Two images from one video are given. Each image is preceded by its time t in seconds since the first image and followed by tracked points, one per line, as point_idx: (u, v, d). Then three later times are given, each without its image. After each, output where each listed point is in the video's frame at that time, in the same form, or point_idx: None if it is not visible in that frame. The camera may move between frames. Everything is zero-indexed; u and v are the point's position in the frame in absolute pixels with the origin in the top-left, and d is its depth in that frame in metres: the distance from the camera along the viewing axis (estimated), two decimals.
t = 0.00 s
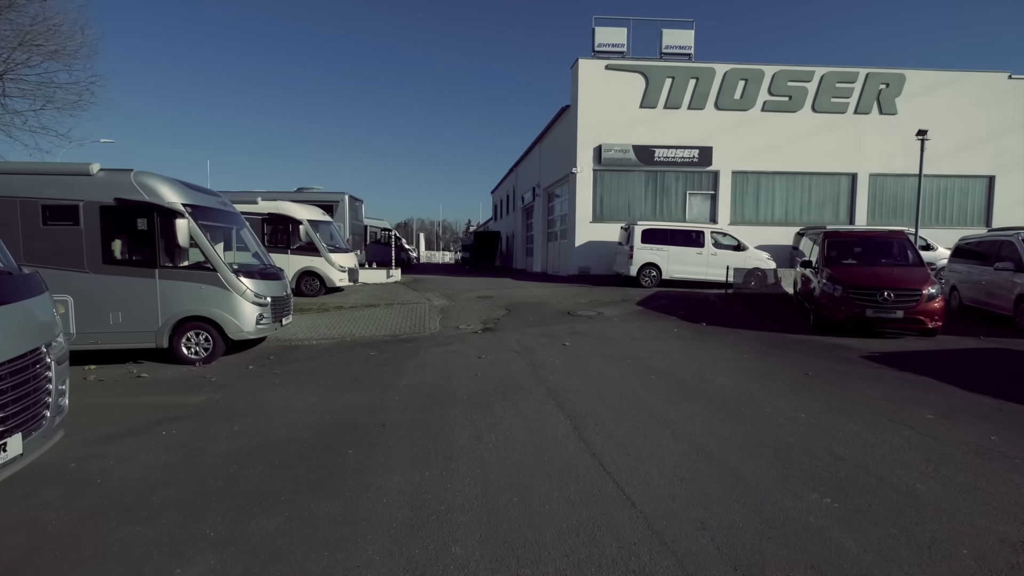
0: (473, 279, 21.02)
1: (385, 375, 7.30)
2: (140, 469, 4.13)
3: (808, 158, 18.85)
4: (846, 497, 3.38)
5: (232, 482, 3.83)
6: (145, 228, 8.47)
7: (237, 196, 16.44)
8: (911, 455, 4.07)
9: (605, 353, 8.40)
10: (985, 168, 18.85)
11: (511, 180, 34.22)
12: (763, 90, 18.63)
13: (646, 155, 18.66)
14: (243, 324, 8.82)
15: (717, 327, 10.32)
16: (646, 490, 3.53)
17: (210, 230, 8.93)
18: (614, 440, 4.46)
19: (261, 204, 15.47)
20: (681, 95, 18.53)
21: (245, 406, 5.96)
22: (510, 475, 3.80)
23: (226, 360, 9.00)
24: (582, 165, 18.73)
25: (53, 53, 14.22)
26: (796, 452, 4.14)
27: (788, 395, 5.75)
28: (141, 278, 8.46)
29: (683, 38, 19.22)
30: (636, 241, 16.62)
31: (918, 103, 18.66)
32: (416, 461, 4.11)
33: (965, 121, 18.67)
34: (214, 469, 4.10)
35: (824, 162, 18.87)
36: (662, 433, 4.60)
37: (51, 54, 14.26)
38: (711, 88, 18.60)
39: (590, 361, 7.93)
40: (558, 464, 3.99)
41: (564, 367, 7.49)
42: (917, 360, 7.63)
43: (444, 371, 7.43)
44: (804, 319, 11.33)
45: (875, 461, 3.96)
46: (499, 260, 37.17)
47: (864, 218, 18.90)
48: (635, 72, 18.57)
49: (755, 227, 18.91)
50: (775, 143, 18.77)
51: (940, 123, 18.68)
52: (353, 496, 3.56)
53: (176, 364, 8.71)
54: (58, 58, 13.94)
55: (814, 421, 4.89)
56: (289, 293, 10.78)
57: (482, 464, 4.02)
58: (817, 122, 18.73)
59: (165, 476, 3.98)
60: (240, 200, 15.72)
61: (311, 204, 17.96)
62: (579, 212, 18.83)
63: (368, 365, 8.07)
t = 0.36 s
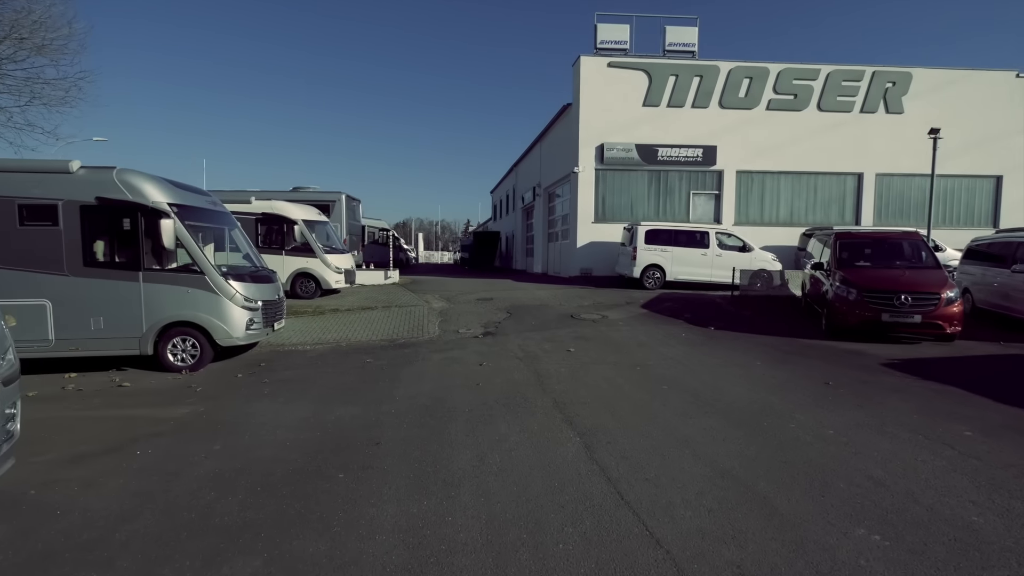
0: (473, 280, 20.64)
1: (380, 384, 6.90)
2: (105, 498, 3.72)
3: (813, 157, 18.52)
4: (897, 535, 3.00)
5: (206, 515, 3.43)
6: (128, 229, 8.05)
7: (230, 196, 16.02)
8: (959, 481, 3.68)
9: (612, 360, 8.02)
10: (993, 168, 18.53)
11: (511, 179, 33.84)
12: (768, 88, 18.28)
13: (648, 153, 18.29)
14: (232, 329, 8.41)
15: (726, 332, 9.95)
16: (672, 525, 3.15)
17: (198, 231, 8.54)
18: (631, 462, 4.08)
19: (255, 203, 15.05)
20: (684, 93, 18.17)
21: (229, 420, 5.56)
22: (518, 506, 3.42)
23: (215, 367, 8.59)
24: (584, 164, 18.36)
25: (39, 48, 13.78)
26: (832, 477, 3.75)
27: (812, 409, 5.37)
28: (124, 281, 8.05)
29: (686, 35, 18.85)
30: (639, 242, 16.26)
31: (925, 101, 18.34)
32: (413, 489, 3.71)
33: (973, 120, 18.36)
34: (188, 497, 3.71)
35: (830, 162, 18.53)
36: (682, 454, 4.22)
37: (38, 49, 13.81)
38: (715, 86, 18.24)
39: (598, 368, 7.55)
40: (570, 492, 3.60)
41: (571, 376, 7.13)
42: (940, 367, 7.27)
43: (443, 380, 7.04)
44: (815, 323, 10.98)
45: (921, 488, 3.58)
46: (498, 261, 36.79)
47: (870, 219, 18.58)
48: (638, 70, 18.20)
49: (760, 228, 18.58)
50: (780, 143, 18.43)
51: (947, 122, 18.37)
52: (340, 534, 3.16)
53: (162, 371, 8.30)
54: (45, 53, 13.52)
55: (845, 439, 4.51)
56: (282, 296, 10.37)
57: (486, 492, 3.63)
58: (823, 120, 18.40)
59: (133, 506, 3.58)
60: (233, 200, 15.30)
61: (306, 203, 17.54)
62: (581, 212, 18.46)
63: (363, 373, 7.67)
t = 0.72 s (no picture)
0: (473, 281, 20.29)
1: (378, 390, 6.53)
2: (70, 522, 3.34)
3: (820, 155, 18.19)
4: (964, 569, 2.64)
5: (181, 544, 3.05)
6: (112, 227, 7.67)
7: (224, 194, 15.63)
8: (1019, 502, 3.32)
9: (621, 363, 7.67)
10: (1003, 166, 18.22)
11: (511, 179, 33.46)
12: (773, 85, 17.95)
13: (652, 151, 17.94)
14: (223, 332, 8.02)
15: (737, 335, 9.61)
16: (706, 556, 2.79)
17: (187, 228, 8.16)
18: (652, 480, 3.72)
19: (250, 202, 14.67)
20: (689, 90, 17.82)
21: (215, 430, 5.17)
22: (532, 533, 3.05)
23: (205, 371, 8.20)
24: (587, 162, 18.01)
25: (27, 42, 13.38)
26: (877, 498, 3.39)
27: (841, 418, 5.01)
28: (108, 281, 7.66)
29: (691, 31, 18.50)
30: (644, 241, 15.92)
31: (934, 98, 18.03)
32: (414, 511, 3.35)
33: (982, 117, 18.06)
34: (163, 521, 3.33)
35: (836, 160, 18.21)
36: (708, 470, 3.86)
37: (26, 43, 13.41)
38: (720, 82, 17.90)
39: (607, 372, 7.19)
40: (588, 515, 3.24)
41: (579, 381, 6.77)
42: (967, 371, 6.92)
43: (444, 385, 6.67)
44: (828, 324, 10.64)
45: (978, 510, 3.22)
46: (498, 261, 36.43)
47: (877, 217, 18.27)
48: (642, 66, 17.84)
49: (766, 227, 18.26)
50: (786, 140, 18.11)
51: (956, 119, 18.06)
52: (332, 567, 2.80)
53: (149, 376, 7.92)
54: (33, 47, 13.12)
55: (883, 453, 4.14)
56: (276, 297, 9.99)
57: (493, 516, 3.26)
58: (829, 118, 18.06)
59: (101, 532, 3.21)
60: (228, 198, 14.90)
61: (303, 202, 17.16)
62: (583, 211, 18.11)
63: (360, 378, 7.30)
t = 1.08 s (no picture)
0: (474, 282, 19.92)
1: (375, 401, 6.15)
2: (24, 561, 2.95)
3: (827, 154, 17.84)
4: None
5: None
6: (95, 227, 7.28)
7: (218, 193, 15.22)
8: None
9: (631, 370, 7.29)
10: (1014, 166, 17.88)
11: (511, 179, 33.08)
12: (780, 83, 17.58)
13: (657, 150, 17.57)
14: (212, 337, 7.63)
15: (750, 340, 9.23)
16: None
17: (175, 228, 7.78)
18: (679, 510, 3.34)
19: (245, 202, 14.28)
20: (694, 87, 17.44)
21: (198, 447, 4.78)
22: None
23: (194, 378, 7.81)
24: (590, 161, 17.64)
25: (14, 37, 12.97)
26: (934, 533, 3.03)
27: (875, 434, 4.63)
28: (91, 284, 7.27)
29: (696, 27, 18.13)
30: (649, 242, 15.55)
31: (943, 96, 17.68)
32: (413, 549, 2.97)
33: (993, 116, 17.72)
34: (130, 560, 2.94)
35: (844, 159, 17.86)
36: (740, 497, 3.48)
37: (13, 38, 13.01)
38: (726, 80, 17.53)
39: (617, 381, 6.81)
40: (610, 554, 2.87)
41: (589, 390, 6.40)
42: (998, 380, 6.55)
43: (445, 395, 6.30)
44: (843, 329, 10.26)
45: None
46: (498, 262, 36.06)
47: (886, 218, 17.92)
48: (646, 63, 17.47)
49: (772, 228, 17.90)
50: (793, 139, 17.75)
51: (966, 117, 17.72)
52: None
53: (133, 384, 7.52)
54: (20, 43, 12.72)
55: (930, 476, 3.77)
56: (270, 300, 9.60)
57: (502, 555, 2.89)
58: (837, 116, 17.70)
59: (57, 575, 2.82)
60: (222, 197, 14.50)
61: (300, 202, 16.77)
62: (586, 211, 17.73)
63: (357, 387, 6.92)
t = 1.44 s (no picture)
0: (474, 283, 19.53)
1: (369, 411, 5.75)
2: None
3: (834, 153, 17.49)
4: None
5: None
6: (72, 225, 6.88)
7: (211, 192, 14.81)
8: None
9: (641, 377, 6.92)
10: None
11: (512, 178, 32.68)
12: (786, 79, 17.22)
13: (660, 148, 17.21)
14: (198, 342, 7.23)
15: (762, 344, 8.86)
16: None
17: (159, 226, 7.37)
18: (710, 543, 2.96)
19: (238, 200, 13.87)
20: (699, 84, 17.07)
21: (174, 465, 4.38)
22: None
23: (179, 385, 7.41)
24: (592, 159, 17.27)
25: None
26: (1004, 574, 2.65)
27: (913, 451, 4.26)
28: (68, 286, 6.87)
29: (700, 23, 17.75)
30: (653, 242, 15.18)
31: (952, 93, 17.33)
32: None
33: (1003, 113, 17.38)
34: None
35: (851, 157, 17.51)
36: (776, 528, 3.10)
37: None
38: (731, 77, 17.16)
39: (627, 389, 6.44)
40: None
41: (597, 399, 6.02)
42: None
43: (445, 404, 5.92)
44: (857, 332, 9.90)
45: None
46: (498, 262, 35.66)
47: (894, 217, 17.57)
48: (649, 59, 17.10)
49: (778, 227, 17.55)
50: (799, 137, 17.39)
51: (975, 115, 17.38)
52: None
53: (114, 392, 7.12)
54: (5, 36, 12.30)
55: (984, 501, 3.39)
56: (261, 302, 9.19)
57: None
58: (845, 113, 17.35)
59: None
60: (215, 195, 14.09)
61: (296, 201, 16.36)
62: (589, 210, 17.36)
63: (350, 395, 6.52)
